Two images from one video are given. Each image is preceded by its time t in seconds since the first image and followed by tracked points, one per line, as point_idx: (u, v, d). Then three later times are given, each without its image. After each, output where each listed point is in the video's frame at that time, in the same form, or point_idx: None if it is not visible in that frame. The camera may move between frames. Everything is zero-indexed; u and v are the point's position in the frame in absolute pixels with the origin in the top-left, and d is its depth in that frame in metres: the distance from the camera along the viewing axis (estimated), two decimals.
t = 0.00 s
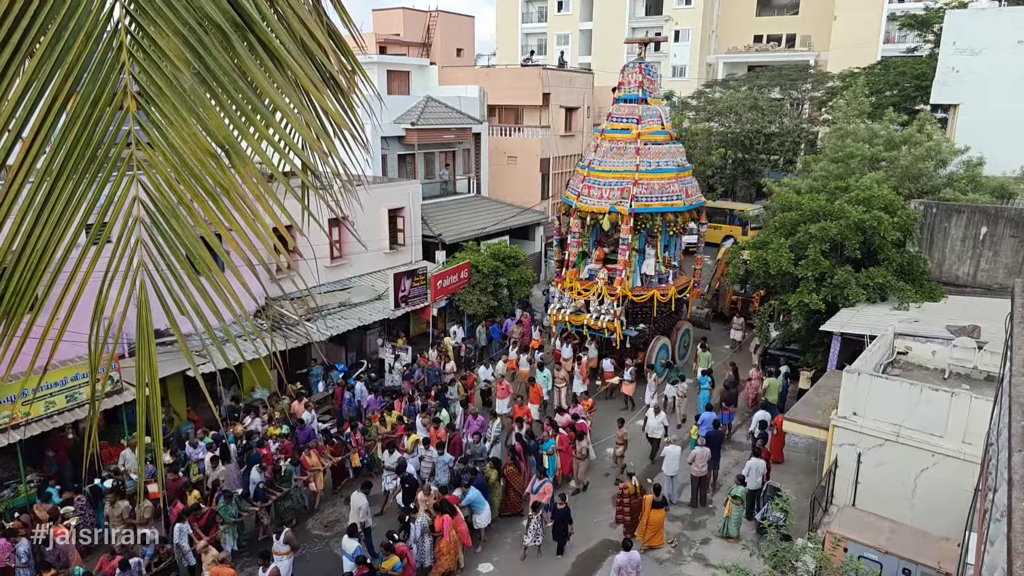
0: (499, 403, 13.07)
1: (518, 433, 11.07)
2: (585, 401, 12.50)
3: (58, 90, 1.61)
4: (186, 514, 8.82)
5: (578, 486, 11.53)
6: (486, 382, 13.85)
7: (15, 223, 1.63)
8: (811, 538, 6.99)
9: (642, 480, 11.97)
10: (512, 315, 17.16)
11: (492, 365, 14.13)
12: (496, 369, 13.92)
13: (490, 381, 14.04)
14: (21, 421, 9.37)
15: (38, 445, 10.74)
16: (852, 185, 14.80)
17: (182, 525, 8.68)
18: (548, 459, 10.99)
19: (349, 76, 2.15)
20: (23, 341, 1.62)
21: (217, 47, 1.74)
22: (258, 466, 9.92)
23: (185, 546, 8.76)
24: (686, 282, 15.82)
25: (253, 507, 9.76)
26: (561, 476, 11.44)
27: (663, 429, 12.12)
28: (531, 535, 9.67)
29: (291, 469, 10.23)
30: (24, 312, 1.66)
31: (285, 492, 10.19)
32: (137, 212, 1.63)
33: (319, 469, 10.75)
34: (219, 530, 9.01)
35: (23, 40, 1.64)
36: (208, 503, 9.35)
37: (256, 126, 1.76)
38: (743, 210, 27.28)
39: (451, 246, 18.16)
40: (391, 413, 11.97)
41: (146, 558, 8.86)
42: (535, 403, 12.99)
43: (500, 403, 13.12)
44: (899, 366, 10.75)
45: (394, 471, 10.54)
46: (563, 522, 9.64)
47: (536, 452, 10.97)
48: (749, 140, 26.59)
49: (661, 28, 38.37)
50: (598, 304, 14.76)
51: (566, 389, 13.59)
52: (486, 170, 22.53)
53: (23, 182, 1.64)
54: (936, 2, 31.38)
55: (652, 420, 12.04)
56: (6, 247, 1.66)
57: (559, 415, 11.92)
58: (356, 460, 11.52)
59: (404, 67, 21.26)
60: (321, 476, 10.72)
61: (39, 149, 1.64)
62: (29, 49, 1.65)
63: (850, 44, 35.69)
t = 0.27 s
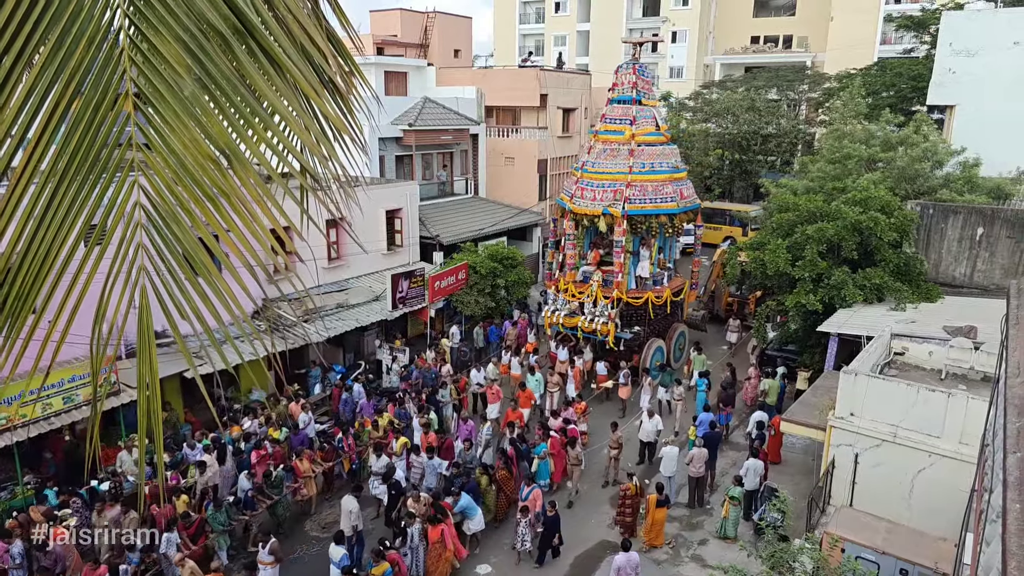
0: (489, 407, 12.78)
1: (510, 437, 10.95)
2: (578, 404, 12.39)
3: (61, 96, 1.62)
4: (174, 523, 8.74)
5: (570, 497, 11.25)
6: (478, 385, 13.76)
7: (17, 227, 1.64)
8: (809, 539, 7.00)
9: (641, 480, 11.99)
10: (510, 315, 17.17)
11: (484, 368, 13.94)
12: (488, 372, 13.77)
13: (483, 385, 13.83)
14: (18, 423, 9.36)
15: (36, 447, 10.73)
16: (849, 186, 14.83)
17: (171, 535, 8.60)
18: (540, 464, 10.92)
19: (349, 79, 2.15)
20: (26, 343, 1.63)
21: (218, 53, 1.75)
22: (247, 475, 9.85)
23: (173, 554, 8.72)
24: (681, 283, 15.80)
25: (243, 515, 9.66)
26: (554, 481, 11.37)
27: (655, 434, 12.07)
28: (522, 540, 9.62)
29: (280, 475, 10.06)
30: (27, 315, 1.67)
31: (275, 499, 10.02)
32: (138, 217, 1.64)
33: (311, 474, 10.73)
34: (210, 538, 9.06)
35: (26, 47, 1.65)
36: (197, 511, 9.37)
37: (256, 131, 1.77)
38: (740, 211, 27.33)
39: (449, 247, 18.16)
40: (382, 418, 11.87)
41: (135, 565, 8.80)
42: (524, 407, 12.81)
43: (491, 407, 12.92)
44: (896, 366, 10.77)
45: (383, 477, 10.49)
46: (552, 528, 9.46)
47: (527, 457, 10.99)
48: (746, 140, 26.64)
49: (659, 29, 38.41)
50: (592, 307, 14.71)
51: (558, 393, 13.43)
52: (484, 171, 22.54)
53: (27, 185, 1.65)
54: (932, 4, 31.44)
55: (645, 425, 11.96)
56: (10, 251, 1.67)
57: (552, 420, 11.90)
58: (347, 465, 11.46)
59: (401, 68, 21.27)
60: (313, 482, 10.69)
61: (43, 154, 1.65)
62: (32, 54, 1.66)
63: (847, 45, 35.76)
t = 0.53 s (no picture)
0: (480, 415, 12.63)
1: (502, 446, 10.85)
2: (572, 411, 12.34)
3: (68, 104, 1.64)
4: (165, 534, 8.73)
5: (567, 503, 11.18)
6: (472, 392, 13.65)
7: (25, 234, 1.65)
8: (808, 543, 6.99)
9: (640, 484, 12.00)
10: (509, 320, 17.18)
11: (478, 374, 13.80)
12: (482, 377, 13.67)
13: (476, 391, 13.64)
14: (16, 428, 9.36)
15: (34, 452, 10.72)
16: (848, 190, 14.86)
17: (160, 546, 8.61)
18: (534, 472, 10.90)
19: (350, 86, 2.17)
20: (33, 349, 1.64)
21: (221, 63, 1.76)
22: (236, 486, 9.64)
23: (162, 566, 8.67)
24: (677, 288, 15.77)
25: (229, 527, 9.44)
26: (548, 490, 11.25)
27: (651, 442, 11.79)
28: (516, 550, 9.46)
29: (274, 487, 10.11)
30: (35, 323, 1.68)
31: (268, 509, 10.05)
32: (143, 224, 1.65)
33: (303, 484, 10.60)
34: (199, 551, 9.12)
35: (35, 56, 1.67)
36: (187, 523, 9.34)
37: (259, 139, 1.78)
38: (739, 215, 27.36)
39: (448, 251, 18.18)
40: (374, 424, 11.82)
41: None
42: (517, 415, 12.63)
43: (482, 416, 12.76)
44: (895, 370, 10.78)
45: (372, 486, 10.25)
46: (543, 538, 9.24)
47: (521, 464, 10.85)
48: (745, 145, 26.70)
49: (657, 33, 38.52)
50: (587, 313, 14.60)
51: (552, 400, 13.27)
52: (483, 175, 22.57)
53: (35, 193, 1.66)
54: (930, 9, 31.55)
55: (640, 434, 11.69)
56: (16, 259, 1.68)
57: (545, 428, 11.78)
58: (338, 474, 11.40)
59: (400, 73, 21.32)
60: (305, 491, 10.58)
61: (50, 161, 1.67)
62: (38, 65, 1.67)
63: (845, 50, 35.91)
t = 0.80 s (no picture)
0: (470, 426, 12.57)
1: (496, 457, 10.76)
2: (565, 421, 12.34)
3: (67, 113, 1.65)
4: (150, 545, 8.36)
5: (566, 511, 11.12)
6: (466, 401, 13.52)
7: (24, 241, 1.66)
8: (808, 551, 6.97)
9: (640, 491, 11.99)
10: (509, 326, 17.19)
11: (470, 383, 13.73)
12: (475, 387, 13.65)
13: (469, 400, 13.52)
14: (14, 434, 9.34)
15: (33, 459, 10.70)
16: (846, 198, 14.88)
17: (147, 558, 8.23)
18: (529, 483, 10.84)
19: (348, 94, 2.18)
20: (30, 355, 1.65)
21: (219, 72, 1.77)
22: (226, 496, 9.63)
23: None
24: (673, 296, 15.82)
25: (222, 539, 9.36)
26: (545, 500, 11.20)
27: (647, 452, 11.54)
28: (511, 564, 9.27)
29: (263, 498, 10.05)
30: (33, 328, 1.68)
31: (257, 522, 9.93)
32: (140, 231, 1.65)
33: (293, 496, 10.49)
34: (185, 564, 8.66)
35: (35, 64, 1.68)
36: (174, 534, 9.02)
37: (257, 147, 1.78)
38: (738, 222, 27.41)
39: (448, 258, 18.19)
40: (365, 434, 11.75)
41: None
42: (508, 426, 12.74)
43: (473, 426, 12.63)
44: (895, 377, 10.77)
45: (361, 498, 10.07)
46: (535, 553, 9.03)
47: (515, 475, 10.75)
48: (744, 152, 26.77)
49: (656, 41, 38.66)
50: (584, 321, 14.72)
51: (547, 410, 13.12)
52: (482, 182, 22.61)
53: (34, 199, 1.67)
54: (928, 17, 31.68)
55: (635, 445, 11.44)
56: (15, 265, 1.68)
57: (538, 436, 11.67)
58: (328, 487, 11.10)
59: (400, 80, 21.38)
60: (295, 503, 10.47)
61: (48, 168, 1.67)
62: (38, 73, 1.68)
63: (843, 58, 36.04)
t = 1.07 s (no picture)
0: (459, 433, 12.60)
1: (491, 466, 10.69)
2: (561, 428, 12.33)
3: (61, 117, 1.65)
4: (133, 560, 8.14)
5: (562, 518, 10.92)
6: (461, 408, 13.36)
7: (17, 247, 1.66)
8: (808, 558, 6.95)
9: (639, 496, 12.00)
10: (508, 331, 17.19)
11: (464, 390, 13.53)
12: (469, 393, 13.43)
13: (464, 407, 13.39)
14: (13, 440, 9.32)
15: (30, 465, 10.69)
16: (845, 203, 14.90)
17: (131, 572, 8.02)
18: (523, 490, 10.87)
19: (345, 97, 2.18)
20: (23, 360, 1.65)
21: (213, 78, 1.77)
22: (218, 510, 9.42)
23: None
24: (670, 302, 15.76)
25: (207, 552, 9.24)
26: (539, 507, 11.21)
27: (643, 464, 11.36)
28: None
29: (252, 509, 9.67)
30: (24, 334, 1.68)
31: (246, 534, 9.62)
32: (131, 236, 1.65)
33: (284, 507, 10.22)
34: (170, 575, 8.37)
35: (28, 69, 1.68)
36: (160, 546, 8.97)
37: (250, 154, 1.79)
38: (737, 227, 27.42)
39: (447, 263, 18.18)
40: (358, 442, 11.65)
41: None
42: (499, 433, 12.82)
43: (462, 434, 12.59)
44: (894, 383, 10.76)
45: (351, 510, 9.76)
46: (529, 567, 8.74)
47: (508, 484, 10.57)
48: (743, 157, 26.82)
49: (655, 47, 38.78)
50: (581, 328, 14.49)
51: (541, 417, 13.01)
52: (482, 188, 22.64)
53: (26, 205, 1.67)
54: (926, 23, 31.79)
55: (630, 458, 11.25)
56: (8, 269, 1.68)
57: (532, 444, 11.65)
58: (321, 496, 10.97)
59: (400, 86, 21.44)
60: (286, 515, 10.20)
61: (43, 173, 1.68)
62: (33, 79, 1.69)
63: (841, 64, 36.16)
